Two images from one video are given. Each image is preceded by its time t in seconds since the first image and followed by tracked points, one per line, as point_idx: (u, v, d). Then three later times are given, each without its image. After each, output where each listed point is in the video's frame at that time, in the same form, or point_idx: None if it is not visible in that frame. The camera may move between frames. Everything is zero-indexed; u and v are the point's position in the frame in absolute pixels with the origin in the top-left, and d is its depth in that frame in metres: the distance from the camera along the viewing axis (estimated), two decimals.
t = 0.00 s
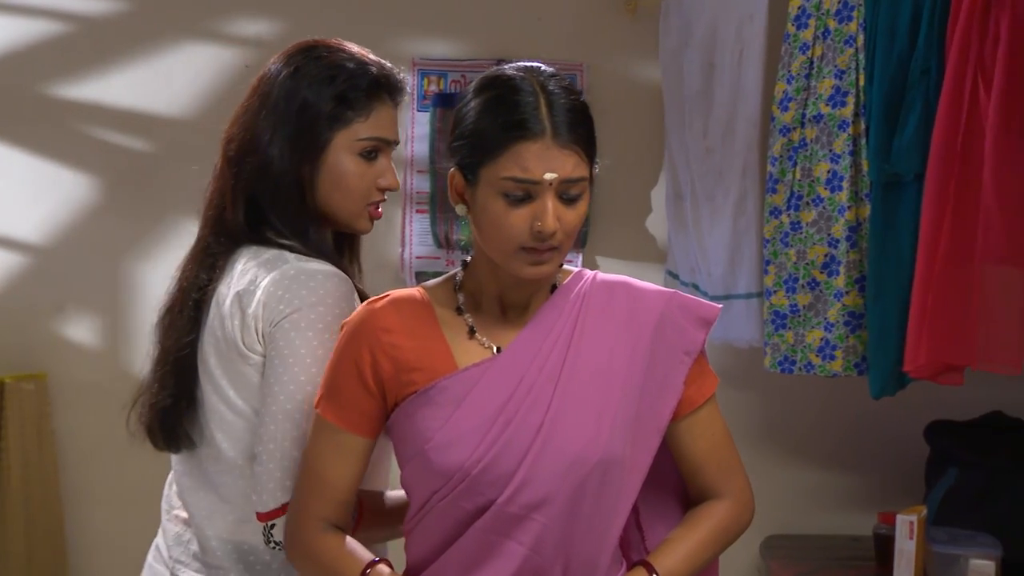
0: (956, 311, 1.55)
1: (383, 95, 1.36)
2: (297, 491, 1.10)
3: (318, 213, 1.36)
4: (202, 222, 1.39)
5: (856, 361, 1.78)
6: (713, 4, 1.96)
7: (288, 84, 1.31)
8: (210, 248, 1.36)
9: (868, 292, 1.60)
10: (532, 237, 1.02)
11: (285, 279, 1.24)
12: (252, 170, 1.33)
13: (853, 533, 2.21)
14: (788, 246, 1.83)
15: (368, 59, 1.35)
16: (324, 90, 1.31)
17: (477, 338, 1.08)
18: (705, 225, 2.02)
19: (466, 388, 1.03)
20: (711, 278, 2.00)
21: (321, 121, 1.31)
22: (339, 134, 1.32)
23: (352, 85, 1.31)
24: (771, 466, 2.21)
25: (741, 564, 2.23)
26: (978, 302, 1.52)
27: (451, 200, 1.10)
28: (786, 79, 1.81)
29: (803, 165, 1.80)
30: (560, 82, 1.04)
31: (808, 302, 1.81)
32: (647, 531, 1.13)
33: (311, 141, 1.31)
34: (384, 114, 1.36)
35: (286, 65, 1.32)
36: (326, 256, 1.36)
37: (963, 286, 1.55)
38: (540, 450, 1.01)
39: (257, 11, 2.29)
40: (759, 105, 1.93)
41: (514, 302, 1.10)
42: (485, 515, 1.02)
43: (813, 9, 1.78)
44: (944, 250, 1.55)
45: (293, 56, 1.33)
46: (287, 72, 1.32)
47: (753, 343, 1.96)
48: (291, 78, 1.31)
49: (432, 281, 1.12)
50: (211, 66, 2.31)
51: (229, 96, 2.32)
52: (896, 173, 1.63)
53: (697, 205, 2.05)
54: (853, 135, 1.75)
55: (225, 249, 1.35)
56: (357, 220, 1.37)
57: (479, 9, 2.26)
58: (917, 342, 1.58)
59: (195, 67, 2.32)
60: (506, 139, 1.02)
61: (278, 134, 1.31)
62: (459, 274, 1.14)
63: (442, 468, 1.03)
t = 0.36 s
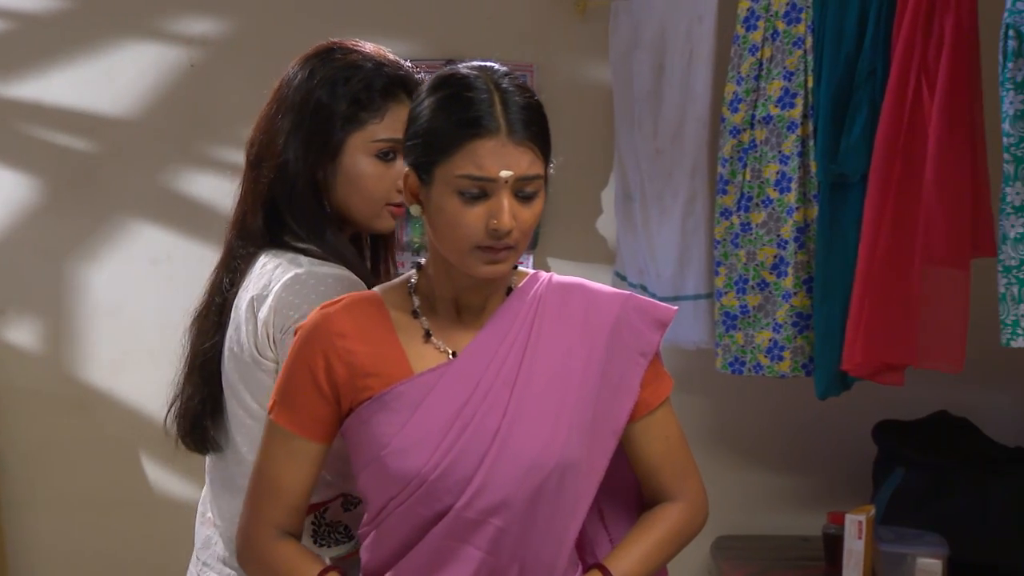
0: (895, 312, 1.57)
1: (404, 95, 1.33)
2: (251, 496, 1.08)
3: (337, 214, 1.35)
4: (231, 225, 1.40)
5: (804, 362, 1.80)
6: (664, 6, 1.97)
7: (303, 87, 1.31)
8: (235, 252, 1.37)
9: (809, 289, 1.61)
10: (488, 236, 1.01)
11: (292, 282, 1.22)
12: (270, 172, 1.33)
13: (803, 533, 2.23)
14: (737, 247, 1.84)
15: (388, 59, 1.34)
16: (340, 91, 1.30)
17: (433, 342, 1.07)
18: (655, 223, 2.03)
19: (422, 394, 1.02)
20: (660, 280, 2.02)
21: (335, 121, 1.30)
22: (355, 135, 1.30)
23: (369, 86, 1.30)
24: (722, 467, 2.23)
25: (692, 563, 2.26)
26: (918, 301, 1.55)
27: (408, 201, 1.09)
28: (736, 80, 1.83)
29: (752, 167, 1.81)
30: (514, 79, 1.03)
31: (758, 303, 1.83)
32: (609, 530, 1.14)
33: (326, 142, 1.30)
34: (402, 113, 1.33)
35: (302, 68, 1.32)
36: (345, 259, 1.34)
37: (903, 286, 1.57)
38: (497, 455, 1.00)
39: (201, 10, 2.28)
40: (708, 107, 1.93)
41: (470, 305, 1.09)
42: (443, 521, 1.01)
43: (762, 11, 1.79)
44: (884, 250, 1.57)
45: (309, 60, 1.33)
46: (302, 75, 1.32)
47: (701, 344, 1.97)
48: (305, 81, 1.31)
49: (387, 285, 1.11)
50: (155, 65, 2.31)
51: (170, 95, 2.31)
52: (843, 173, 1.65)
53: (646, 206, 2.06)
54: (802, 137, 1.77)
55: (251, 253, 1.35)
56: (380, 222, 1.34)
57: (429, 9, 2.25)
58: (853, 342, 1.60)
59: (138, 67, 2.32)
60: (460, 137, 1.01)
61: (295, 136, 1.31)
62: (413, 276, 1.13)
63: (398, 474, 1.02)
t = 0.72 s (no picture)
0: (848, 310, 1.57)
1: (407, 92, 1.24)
2: (197, 504, 1.04)
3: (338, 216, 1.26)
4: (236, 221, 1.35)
5: (753, 363, 1.79)
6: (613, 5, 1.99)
7: (302, 85, 1.24)
8: (240, 251, 1.32)
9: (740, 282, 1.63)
10: (442, 236, 0.99)
11: (277, 281, 1.17)
12: (268, 172, 1.27)
13: (753, 535, 2.24)
14: (688, 249, 1.84)
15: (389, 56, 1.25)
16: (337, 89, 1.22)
17: (386, 346, 1.05)
18: (602, 225, 2.03)
19: (374, 399, 1.00)
20: (607, 281, 2.02)
21: (330, 119, 1.21)
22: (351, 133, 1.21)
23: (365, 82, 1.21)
24: (674, 471, 2.23)
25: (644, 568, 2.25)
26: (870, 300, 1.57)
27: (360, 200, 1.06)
28: (686, 82, 1.84)
29: (702, 168, 1.83)
30: (467, 79, 1.02)
31: (708, 305, 1.83)
32: (564, 533, 1.12)
33: (321, 140, 1.21)
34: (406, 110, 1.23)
35: (304, 67, 1.26)
36: (341, 263, 1.26)
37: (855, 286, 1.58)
38: (450, 460, 0.98)
39: (144, 8, 2.27)
40: (657, 109, 1.95)
41: (423, 308, 1.06)
42: (396, 528, 0.99)
43: (711, 13, 1.80)
44: (839, 250, 1.57)
45: (311, 59, 1.26)
46: (303, 75, 1.26)
47: (648, 347, 1.98)
48: (306, 79, 1.24)
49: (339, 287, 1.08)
50: (97, 65, 2.28)
51: (111, 95, 2.28)
52: (794, 176, 1.67)
53: (593, 208, 2.04)
54: (751, 139, 1.78)
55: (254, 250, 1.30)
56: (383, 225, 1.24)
57: (383, 13, 2.25)
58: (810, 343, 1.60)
59: (79, 67, 2.29)
60: (413, 135, 0.99)
61: (291, 135, 1.23)
62: (366, 278, 1.09)
63: (350, 480, 0.99)
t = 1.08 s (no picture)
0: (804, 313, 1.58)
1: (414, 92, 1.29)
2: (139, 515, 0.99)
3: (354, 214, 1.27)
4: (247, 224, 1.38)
5: (714, 367, 1.78)
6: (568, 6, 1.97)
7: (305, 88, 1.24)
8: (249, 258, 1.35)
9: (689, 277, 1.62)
10: (398, 235, 0.95)
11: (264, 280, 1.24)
12: (272, 171, 1.14)
13: (711, 541, 2.23)
14: (646, 253, 1.83)
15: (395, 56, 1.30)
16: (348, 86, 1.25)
17: (342, 351, 1.01)
18: (557, 228, 2.00)
19: (328, 406, 0.96)
20: (560, 285, 1.99)
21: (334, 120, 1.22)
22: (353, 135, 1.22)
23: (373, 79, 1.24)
24: (632, 478, 2.21)
25: None
26: (829, 303, 1.56)
27: (314, 202, 1.02)
28: (643, 82, 1.82)
29: (660, 170, 1.81)
30: (423, 76, 0.99)
31: (666, 309, 1.81)
32: (521, 543, 1.09)
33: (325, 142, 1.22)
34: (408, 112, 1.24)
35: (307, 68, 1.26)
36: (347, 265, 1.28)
37: (813, 289, 1.58)
38: (407, 468, 0.95)
39: (86, 6, 2.21)
40: (612, 110, 1.93)
41: (381, 312, 1.03)
42: (349, 539, 0.95)
43: (668, 13, 1.79)
44: (800, 255, 1.58)
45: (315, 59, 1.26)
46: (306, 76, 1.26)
47: (600, 351, 1.95)
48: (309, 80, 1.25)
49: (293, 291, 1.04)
50: (37, 64, 2.22)
51: (53, 94, 2.22)
52: (755, 180, 1.67)
53: (548, 210, 2.02)
54: (710, 141, 1.77)
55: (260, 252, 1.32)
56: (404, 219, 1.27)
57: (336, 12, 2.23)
58: (777, 351, 1.59)
59: (18, 66, 2.22)
60: (368, 132, 0.96)
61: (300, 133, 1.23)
62: (321, 283, 1.06)
63: (302, 489, 0.95)
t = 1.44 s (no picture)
0: (772, 313, 1.58)
1: (439, 88, 1.31)
2: (97, 525, 0.95)
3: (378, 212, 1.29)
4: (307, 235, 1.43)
5: (685, 370, 1.78)
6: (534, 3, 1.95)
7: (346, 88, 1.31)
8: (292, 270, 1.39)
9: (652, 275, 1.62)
10: (367, 233, 0.93)
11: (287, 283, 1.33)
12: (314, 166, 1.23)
13: (680, 546, 2.22)
14: (617, 253, 1.82)
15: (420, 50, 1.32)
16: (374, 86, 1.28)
17: (307, 355, 0.98)
18: (523, 228, 1.97)
19: (294, 411, 0.93)
20: (529, 286, 1.97)
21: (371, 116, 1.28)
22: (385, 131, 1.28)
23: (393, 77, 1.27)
24: (601, 482, 2.21)
25: None
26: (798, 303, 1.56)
27: (279, 202, 0.99)
28: (611, 82, 1.82)
29: (630, 171, 1.80)
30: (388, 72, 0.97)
31: (638, 311, 1.80)
32: (488, 547, 1.07)
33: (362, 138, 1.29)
34: (434, 107, 1.29)
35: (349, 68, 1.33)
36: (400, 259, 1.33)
37: (781, 289, 1.58)
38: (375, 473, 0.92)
39: (43, 3, 2.18)
40: (580, 110, 1.93)
41: (347, 314, 1.00)
42: (317, 545, 0.92)
43: (636, 12, 1.79)
44: (768, 255, 1.57)
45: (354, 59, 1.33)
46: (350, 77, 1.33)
47: (571, 354, 1.95)
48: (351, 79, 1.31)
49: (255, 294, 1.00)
50: None
51: (9, 93, 2.18)
52: (723, 179, 1.67)
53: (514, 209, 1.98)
54: (680, 141, 1.76)
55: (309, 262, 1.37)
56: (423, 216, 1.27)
57: (300, 11, 2.22)
58: (743, 351, 1.59)
59: None
60: (334, 128, 0.93)
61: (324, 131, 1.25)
62: (284, 284, 1.02)
63: (268, 496, 0.92)
